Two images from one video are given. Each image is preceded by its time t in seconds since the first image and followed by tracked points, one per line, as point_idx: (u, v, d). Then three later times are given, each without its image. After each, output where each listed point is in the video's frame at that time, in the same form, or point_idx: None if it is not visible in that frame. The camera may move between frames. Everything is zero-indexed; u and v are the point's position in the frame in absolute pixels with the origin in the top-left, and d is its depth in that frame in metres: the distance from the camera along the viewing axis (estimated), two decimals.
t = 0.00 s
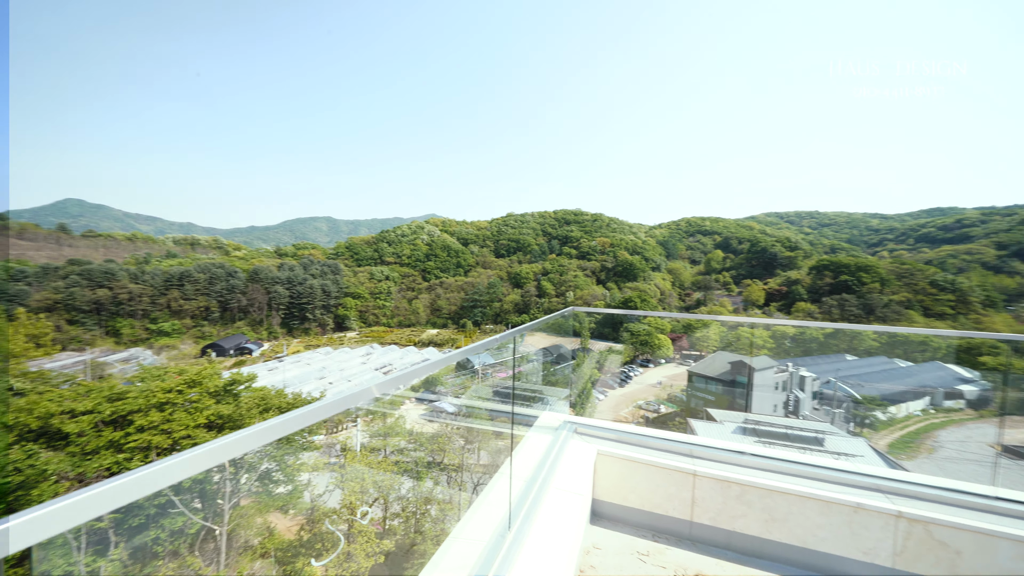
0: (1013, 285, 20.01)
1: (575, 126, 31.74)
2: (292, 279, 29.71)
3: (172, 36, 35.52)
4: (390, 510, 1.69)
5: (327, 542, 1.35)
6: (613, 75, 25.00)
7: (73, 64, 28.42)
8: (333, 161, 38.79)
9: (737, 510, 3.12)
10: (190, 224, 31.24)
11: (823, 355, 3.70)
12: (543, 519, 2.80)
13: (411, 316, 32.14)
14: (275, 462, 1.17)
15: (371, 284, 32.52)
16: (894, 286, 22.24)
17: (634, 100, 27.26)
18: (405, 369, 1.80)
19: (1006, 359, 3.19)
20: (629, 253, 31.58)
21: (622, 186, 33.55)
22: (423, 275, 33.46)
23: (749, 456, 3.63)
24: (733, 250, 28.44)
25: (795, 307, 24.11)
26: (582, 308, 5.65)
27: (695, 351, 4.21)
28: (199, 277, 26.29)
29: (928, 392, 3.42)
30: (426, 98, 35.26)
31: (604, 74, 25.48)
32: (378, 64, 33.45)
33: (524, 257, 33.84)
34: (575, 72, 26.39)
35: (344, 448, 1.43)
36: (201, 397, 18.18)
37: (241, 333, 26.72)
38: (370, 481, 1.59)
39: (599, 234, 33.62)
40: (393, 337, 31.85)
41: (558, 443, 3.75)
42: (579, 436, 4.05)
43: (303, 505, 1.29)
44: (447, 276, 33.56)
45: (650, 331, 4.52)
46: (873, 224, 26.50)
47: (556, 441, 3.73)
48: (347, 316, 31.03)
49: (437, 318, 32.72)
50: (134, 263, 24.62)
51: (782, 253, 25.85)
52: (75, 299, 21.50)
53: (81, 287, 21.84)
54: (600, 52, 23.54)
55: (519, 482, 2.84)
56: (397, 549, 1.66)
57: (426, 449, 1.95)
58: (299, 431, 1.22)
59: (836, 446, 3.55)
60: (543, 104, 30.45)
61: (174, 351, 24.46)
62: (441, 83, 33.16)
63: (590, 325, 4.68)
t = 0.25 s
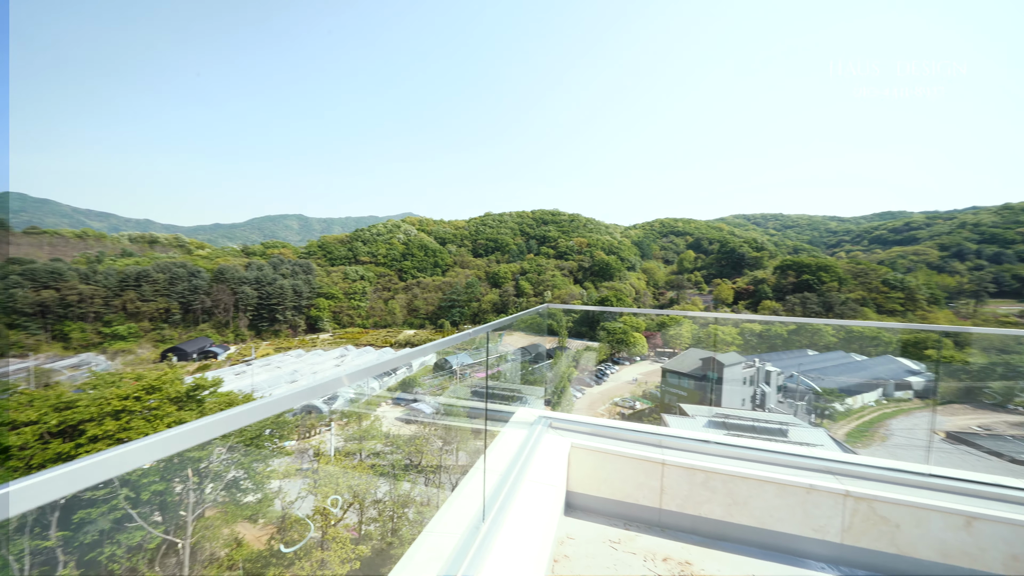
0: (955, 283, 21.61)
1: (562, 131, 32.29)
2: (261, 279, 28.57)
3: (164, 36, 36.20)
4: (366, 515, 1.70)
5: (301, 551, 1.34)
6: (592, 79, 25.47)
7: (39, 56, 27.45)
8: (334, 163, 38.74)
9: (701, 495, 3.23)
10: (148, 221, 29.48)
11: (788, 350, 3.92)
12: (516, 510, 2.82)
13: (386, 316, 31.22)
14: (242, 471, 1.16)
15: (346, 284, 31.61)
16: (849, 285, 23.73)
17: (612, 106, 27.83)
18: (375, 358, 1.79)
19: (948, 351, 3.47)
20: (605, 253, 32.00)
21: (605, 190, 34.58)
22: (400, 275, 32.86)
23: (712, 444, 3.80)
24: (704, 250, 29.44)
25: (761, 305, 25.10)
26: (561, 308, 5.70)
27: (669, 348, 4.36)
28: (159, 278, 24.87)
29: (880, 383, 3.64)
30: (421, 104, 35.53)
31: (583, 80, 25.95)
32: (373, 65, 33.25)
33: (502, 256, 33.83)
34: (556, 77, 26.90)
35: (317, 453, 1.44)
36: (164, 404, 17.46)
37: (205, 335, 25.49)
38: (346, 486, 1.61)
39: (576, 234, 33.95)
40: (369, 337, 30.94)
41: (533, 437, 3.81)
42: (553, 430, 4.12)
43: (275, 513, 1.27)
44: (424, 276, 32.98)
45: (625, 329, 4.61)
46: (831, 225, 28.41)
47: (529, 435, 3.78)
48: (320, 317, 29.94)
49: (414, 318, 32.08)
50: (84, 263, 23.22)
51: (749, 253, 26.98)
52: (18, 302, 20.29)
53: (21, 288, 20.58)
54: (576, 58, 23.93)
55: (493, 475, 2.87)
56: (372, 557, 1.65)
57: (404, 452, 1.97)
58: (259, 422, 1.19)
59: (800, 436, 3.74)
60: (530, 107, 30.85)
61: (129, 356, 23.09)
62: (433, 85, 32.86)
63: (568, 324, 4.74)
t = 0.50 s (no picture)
0: (906, 282, 23.06)
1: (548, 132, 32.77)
2: (229, 280, 27.37)
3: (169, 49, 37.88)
4: (342, 521, 1.70)
5: (274, 559, 1.35)
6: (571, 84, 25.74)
7: None
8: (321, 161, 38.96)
9: (671, 484, 3.33)
10: (105, 217, 27.77)
11: (756, 347, 4.09)
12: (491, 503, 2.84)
13: (363, 317, 30.36)
14: (208, 480, 1.17)
15: (320, 284, 30.64)
16: (813, 284, 24.93)
17: (592, 109, 28.27)
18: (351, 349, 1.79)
19: (900, 345, 3.71)
20: (584, 253, 32.24)
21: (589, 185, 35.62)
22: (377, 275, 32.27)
23: (681, 436, 3.96)
24: (679, 251, 30.29)
25: (732, 303, 25.80)
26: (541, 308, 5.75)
27: (645, 346, 4.46)
28: (117, 279, 23.63)
29: (840, 376, 3.85)
30: (412, 98, 35.59)
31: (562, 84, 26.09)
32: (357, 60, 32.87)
33: (482, 256, 33.67)
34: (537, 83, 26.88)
35: (291, 457, 1.45)
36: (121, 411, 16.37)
37: (168, 338, 24.39)
38: (322, 492, 1.62)
39: (556, 234, 34.17)
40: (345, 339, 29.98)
41: (509, 432, 3.84)
42: (529, 425, 4.16)
43: (245, 522, 1.27)
44: (403, 276, 32.38)
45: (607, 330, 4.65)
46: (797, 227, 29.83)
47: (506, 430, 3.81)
48: (293, 319, 28.91)
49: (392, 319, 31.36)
50: (32, 262, 21.69)
51: (720, 253, 27.92)
52: None
53: None
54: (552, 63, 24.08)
55: (469, 469, 2.88)
56: (350, 562, 1.66)
57: (381, 455, 1.99)
58: (219, 412, 1.16)
59: (765, 429, 3.92)
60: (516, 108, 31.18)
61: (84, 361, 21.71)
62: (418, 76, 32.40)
63: (547, 323, 4.80)
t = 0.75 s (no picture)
0: (866, 281, 24.44)
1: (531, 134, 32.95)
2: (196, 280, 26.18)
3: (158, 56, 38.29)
4: (319, 527, 1.68)
5: (247, 567, 1.34)
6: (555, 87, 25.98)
7: None
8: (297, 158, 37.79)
9: (643, 474, 3.42)
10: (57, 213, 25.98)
11: (728, 344, 4.25)
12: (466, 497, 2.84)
13: (340, 318, 29.58)
14: (176, 489, 1.20)
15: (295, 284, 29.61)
16: (781, 283, 25.99)
17: (576, 110, 28.51)
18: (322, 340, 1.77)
19: (858, 341, 3.95)
20: (564, 252, 32.47)
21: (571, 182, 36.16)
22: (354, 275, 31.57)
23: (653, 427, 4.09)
24: (656, 251, 30.97)
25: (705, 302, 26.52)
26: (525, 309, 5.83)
27: (624, 344, 4.56)
28: (69, 279, 22.32)
29: (805, 372, 4.04)
30: (396, 95, 35.07)
31: (546, 88, 26.09)
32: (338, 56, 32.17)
33: (462, 255, 33.45)
34: (520, 87, 26.98)
35: (262, 464, 1.45)
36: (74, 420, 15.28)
37: (129, 341, 23.27)
38: (297, 497, 1.61)
39: (536, 234, 34.28)
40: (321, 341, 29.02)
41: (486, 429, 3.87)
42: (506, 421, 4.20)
43: (212, 533, 1.26)
44: (381, 275, 31.72)
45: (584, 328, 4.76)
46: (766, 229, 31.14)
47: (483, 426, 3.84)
48: (265, 320, 27.82)
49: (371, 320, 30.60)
50: None
51: (695, 253, 28.79)
52: None
53: None
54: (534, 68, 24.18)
55: (445, 464, 2.88)
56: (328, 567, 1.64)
57: (359, 458, 1.98)
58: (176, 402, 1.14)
59: (737, 423, 4.05)
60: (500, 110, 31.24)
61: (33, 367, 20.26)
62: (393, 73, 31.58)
63: (528, 322, 4.87)
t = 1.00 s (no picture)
0: (832, 280, 25.68)
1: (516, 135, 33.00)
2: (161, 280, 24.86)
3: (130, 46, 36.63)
4: (296, 534, 1.65)
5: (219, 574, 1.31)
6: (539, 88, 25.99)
7: None
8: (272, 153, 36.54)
9: (618, 466, 3.49)
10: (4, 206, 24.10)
11: (704, 341, 4.38)
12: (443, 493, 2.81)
13: (317, 319, 28.77)
14: (139, 500, 1.16)
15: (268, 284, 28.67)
16: (753, 282, 26.95)
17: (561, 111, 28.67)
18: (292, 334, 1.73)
19: (823, 336, 4.15)
20: (545, 252, 32.55)
21: (558, 181, 36.29)
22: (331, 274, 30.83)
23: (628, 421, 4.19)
24: (634, 251, 31.51)
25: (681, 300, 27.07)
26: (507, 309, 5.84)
27: (604, 343, 4.62)
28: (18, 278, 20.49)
29: (776, 367, 4.21)
30: (380, 93, 34.56)
31: (530, 88, 26.04)
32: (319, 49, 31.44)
33: (443, 255, 33.13)
34: (506, 86, 26.80)
35: (235, 470, 1.41)
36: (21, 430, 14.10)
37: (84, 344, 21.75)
38: (272, 503, 1.57)
39: (517, 233, 34.22)
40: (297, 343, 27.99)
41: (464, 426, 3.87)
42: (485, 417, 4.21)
43: (182, 543, 1.23)
44: (359, 276, 31.06)
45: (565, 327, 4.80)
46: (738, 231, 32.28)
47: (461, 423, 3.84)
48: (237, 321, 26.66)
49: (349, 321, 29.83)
50: None
51: (672, 254, 29.47)
52: None
53: None
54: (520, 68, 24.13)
55: (422, 461, 2.87)
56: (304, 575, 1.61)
57: (337, 462, 1.94)
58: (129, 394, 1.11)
59: (711, 417, 4.20)
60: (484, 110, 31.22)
61: None
62: (374, 67, 31.01)
63: (509, 322, 4.86)
